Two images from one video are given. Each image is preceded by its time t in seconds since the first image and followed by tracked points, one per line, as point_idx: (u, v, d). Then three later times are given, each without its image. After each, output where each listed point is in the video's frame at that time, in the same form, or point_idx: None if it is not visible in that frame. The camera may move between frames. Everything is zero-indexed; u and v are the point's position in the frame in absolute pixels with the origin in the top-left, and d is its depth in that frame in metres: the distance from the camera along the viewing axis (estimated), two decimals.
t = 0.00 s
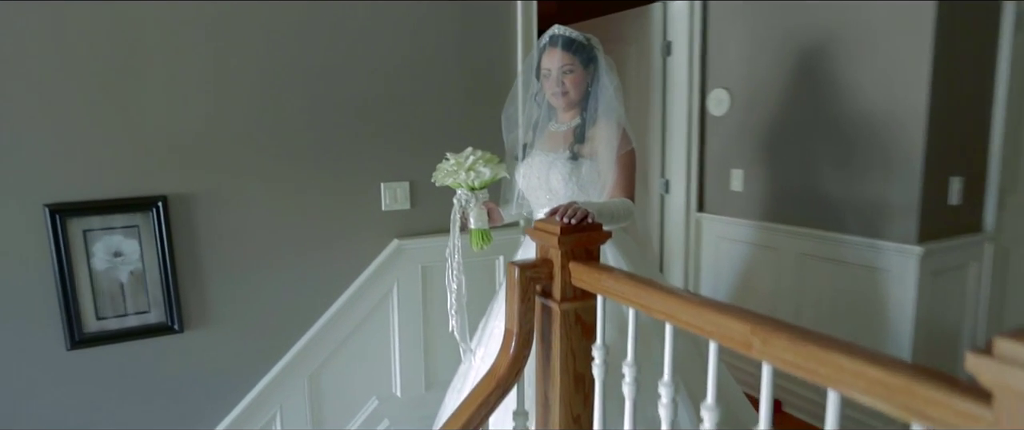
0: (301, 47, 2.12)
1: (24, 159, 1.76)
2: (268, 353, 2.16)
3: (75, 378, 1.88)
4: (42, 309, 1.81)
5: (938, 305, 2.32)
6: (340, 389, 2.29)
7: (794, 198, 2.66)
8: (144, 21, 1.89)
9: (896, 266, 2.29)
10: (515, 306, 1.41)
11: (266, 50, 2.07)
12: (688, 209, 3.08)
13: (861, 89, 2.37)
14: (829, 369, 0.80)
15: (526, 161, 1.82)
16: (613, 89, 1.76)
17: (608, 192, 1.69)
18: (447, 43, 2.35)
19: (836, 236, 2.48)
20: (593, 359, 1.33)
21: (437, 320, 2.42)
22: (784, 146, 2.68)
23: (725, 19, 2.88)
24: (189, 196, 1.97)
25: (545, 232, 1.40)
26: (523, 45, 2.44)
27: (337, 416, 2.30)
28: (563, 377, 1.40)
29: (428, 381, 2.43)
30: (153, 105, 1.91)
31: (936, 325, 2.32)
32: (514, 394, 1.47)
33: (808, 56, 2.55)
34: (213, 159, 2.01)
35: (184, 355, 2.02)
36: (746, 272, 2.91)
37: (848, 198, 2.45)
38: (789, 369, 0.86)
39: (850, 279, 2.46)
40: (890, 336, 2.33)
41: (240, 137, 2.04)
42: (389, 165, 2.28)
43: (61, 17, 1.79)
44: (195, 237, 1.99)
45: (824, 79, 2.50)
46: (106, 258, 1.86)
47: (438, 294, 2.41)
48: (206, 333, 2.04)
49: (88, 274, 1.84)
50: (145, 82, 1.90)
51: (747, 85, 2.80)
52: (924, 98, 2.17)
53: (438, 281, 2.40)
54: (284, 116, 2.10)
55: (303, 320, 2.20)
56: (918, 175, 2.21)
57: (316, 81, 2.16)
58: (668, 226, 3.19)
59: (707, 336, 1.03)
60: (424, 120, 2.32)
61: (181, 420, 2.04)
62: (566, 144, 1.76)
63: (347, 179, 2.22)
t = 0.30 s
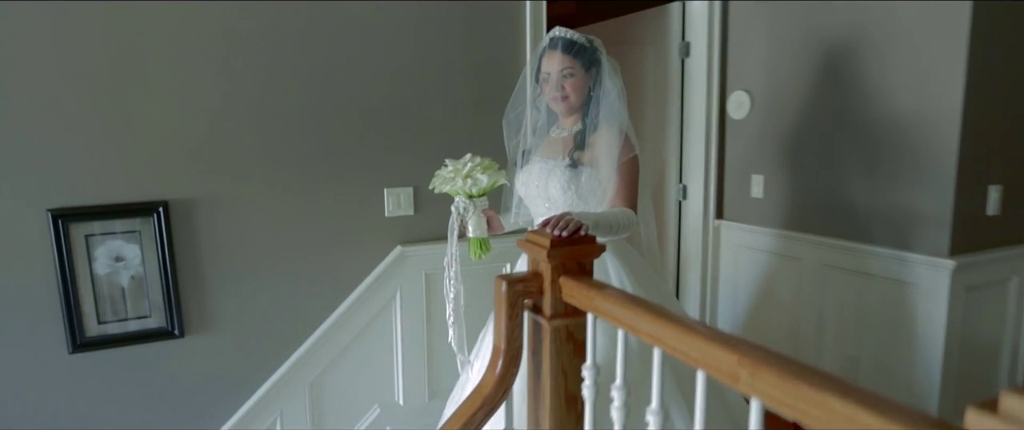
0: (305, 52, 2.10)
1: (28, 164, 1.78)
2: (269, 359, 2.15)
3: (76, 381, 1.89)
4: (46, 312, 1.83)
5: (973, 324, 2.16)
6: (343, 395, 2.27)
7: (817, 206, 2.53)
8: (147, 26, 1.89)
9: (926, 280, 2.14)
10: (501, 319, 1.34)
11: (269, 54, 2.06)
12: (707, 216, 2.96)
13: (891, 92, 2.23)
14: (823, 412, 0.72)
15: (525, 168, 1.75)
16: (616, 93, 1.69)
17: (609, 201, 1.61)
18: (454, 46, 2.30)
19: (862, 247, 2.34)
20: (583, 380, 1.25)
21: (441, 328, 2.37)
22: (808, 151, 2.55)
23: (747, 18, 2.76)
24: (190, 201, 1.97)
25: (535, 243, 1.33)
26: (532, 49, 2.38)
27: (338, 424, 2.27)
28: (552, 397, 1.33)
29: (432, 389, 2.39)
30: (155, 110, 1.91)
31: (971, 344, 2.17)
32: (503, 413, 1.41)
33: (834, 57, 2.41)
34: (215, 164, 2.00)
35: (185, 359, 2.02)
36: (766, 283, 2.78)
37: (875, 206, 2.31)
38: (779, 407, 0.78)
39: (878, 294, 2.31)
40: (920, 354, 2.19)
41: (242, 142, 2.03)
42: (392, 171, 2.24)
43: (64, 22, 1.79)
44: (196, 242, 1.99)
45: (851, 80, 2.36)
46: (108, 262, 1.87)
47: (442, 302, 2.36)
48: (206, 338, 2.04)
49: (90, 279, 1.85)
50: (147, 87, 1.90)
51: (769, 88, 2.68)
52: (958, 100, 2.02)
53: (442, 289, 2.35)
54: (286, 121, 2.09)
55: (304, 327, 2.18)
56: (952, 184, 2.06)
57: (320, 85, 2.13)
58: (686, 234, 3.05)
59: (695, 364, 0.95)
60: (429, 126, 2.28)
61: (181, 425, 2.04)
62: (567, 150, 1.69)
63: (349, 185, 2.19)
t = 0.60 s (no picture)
0: (301, 52, 2.08)
1: (22, 164, 1.78)
2: (263, 361, 2.13)
3: (69, 381, 1.89)
4: (39, 313, 1.83)
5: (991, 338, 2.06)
6: (338, 400, 2.25)
7: (828, 213, 2.44)
8: (141, 27, 1.87)
9: (941, 291, 2.03)
10: (484, 330, 1.28)
11: (264, 55, 2.03)
12: (715, 221, 2.87)
13: (907, 93, 2.13)
14: None
15: (519, 172, 1.71)
16: (611, 95, 1.63)
17: (601, 207, 1.55)
18: (453, 47, 2.27)
19: (874, 255, 2.25)
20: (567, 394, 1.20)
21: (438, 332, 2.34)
22: (820, 155, 2.45)
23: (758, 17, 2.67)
24: (184, 203, 1.96)
25: (520, 251, 1.28)
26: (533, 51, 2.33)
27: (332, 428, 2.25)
28: (537, 411, 1.28)
29: (428, 394, 2.36)
30: (149, 111, 1.90)
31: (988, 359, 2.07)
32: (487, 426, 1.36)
33: (848, 57, 2.32)
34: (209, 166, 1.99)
35: (178, 361, 2.01)
36: (775, 290, 2.69)
37: (888, 213, 2.21)
38: None
39: (890, 305, 2.22)
40: (934, 368, 2.09)
41: (236, 144, 2.02)
42: (389, 174, 2.22)
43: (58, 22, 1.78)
44: (190, 245, 1.98)
45: (866, 82, 2.26)
46: (101, 263, 1.86)
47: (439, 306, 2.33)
48: (199, 340, 2.03)
49: (83, 280, 1.85)
50: (141, 88, 1.89)
51: (781, 89, 2.59)
52: (976, 101, 1.91)
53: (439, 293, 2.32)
54: (281, 123, 2.07)
55: (298, 330, 2.17)
56: (970, 190, 1.95)
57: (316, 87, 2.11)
58: (693, 239, 2.95)
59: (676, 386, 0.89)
60: (427, 128, 2.25)
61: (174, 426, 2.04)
62: (560, 154, 1.64)
63: (345, 188, 2.17)
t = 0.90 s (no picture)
0: (287, 53, 2.06)
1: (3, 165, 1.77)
2: (247, 365, 2.12)
3: (50, 383, 1.88)
4: (19, 314, 1.82)
5: (996, 353, 1.98)
6: (322, 404, 2.23)
7: (829, 220, 2.36)
8: (124, 28, 1.86)
9: (943, 304, 1.97)
10: (453, 343, 1.24)
11: (250, 55, 2.02)
12: (714, 227, 2.80)
13: (911, 98, 2.05)
14: None
15: (500, 178, 1.66)
16: (596, 99, 1.58)
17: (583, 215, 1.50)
18: (443, 48, 2.24)
19: (874, 266, 2.18)
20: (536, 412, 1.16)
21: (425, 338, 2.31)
22: (821, 160, 2.37)
23: (760, 18, 2.60)
24: (167, 205, 1.95)
25: (489, 262, 1.23)
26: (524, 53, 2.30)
27: None
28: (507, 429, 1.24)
29: (415, 400, 2.33)
30: (133, 112, 1.89)
31: (994, 375, 1.99)
32: None
33: (851, 59, 2.23)
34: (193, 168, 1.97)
35: (160, 364, 2.00)
36: (774, 299, 2.62)
37: (890, 222, 2.14)
38: None
39: (892, 317, 2.15)
40: (936, 383, 2.02)
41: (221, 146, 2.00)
42: (376, 177, 2.21)
43: (39, 22, 1.77)
44: (173, 247, 1.97)
45: (869, 85, 2.18)
46: (82, 265, 1.85)
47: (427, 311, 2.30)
48: (182, 343, 2.02)
49: (64, 282, 1.84)
50: (124, 90, 1.88)
51: (782, 92, 2.51)
52: (984, 109, 1.84)
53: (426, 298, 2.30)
54: (267, 126, 2.06)
55: (283, 334, 2.15)
56: (975, 200, 1.88)
57: (303, 88, 2.09)
58: (692, 245, 2.88)
59: (638, 415, 0.85)
60: (415, 132, 2.23)
61: None
62: (542, 160, 1.59)
63: (331, 191, 2.16)
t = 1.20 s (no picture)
0: (275, 54, 2.05)
1: None
2: (231, 368, 2.10)
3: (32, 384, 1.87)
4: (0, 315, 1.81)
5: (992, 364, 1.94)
6: (308, 407, 2.21)
7: (826, 226, 2.32)
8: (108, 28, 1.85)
9: (940, 315, 1.93)
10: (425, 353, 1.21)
11: (237, 55, 2.01)
12: (709, 231, 2.76)
13: (908, 103, 2.01)
14: None
15: (483, 182, 1.64)
16: (580, 104, 1.55)
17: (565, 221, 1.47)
18: (432, 49, 2.24)
19: (870, 274, 2.13)
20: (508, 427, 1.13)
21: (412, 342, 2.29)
22: (817, 166, 2.33)
23: (756, 20, 2.56)
24: (151, 206, 1.93)
25: (462, 272, 1.20)
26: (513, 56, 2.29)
27: None
28: None
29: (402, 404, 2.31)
30: (117, 113, 1.88)
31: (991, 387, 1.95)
32: None
33: (848, 63, 2.19)
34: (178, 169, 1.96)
35: (143, 366, 1.99)
36: (769, 306, 2.58)
37: (886, 229, 2.10)
38: None
39: (887, 326, 2.11)
40: (931, 395, 1.98)
41: (206, 148, 1.99)
42: (363, 179, 2.20)
43: (23, 22, 1.76)
44: (157, 249, 1.95)
45: (866, 89, 2.14)
46: (64, 266, 1.84)
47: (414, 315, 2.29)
48: (165, 345, 2.00)
49: (46, 283, 1.83)
50: (108, 90, 1.87)
51: (778, 96, 2.48)
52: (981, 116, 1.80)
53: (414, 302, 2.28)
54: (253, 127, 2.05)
55: (269, 337, 2.14)
56: (972, 209, 1.84)
57: (291, 88, 2.08)
58: (687, 249, 2.83)
59: None
60: (403, 135, 2.23)
61: None
62: (525, 165, 1.56)
63: (318, 193, 2.15)
